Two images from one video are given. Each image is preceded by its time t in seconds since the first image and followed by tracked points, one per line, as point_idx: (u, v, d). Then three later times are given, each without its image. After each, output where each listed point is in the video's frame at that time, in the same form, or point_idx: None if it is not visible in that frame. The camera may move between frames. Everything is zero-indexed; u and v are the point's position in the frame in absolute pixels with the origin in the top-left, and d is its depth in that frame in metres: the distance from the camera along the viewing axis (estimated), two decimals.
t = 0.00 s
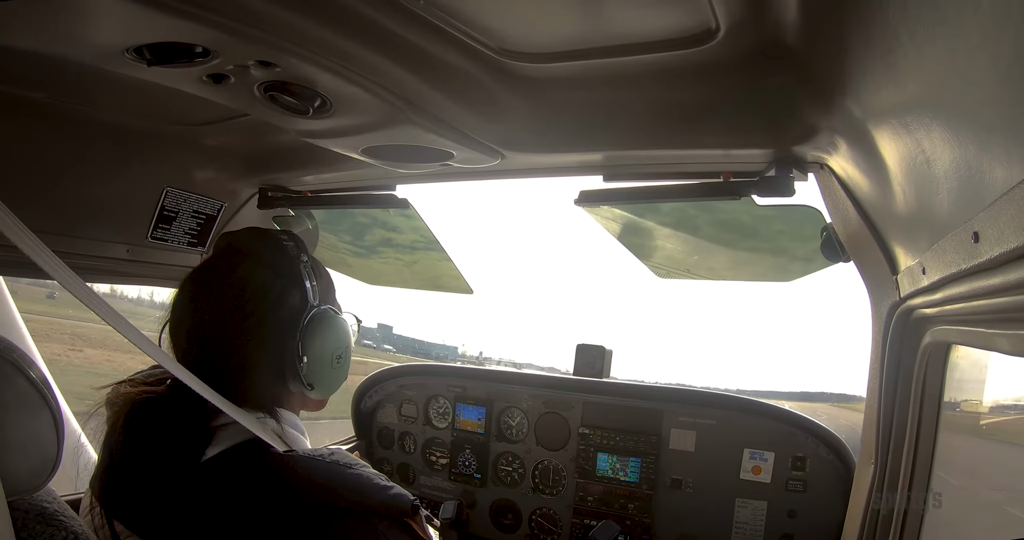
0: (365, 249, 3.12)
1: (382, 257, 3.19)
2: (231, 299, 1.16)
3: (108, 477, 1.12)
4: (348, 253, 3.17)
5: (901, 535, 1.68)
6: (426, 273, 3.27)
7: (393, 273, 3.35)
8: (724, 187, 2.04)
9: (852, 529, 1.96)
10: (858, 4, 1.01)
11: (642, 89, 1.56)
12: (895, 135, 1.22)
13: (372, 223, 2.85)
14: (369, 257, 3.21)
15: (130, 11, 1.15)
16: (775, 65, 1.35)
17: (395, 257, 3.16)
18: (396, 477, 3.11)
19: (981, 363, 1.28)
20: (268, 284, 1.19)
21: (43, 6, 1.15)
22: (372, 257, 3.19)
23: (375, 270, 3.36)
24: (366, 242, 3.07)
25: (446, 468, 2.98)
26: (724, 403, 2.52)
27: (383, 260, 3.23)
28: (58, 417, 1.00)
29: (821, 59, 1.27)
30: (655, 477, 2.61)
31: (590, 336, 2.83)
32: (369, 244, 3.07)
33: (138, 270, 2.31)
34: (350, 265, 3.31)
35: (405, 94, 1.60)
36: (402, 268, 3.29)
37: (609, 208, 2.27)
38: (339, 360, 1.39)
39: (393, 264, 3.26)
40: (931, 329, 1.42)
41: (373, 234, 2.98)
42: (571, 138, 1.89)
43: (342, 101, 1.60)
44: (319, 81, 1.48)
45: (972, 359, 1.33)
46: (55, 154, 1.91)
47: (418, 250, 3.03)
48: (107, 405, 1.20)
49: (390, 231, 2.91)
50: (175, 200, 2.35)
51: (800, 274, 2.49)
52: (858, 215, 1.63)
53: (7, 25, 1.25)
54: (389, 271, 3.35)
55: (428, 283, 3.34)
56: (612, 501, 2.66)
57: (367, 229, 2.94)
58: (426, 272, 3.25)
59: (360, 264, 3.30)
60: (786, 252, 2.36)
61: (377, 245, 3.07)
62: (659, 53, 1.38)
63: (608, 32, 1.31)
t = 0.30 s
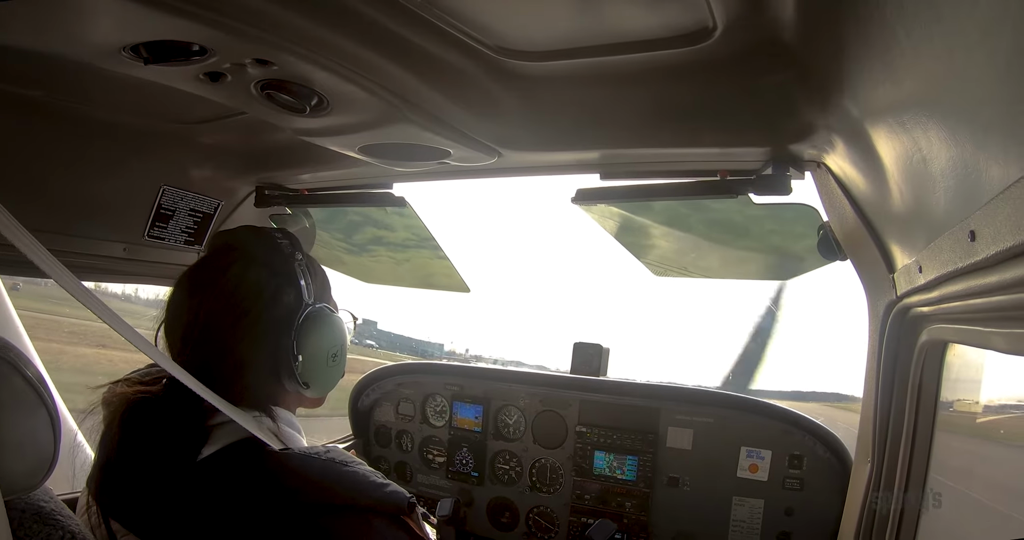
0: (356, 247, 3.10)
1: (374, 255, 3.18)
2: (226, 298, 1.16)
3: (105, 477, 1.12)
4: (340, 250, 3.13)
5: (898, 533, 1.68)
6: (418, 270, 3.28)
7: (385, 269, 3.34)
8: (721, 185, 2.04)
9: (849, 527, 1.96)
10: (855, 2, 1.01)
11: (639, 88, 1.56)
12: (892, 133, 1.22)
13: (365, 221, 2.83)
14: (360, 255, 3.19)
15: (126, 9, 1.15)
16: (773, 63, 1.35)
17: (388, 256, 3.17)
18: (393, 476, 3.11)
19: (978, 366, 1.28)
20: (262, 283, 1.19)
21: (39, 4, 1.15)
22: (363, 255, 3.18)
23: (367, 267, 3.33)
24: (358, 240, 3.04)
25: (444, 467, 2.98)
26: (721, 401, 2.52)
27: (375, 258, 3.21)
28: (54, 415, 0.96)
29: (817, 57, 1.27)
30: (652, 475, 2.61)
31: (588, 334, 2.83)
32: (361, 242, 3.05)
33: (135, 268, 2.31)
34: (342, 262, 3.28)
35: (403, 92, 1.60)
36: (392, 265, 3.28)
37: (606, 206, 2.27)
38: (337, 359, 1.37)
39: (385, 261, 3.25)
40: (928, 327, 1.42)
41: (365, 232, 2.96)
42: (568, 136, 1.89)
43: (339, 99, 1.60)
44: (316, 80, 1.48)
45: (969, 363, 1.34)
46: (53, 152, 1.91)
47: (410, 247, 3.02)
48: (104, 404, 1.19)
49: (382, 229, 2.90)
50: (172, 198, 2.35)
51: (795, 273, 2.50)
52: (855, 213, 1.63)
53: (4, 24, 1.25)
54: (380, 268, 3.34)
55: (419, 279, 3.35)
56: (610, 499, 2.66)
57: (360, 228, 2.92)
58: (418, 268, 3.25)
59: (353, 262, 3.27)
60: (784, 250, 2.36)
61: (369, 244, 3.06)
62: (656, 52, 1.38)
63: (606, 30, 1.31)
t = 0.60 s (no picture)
0: (349, 245, 3.08)
1: (367, 254, 3.17)
2: (220, 298, 1.16)
3: (99, 476, 1.12)
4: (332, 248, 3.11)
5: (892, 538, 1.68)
6: (409, 269, 3.28)
7: (379, 268, 3.32)
8: (718, 187, 2.04)
9: (844, 530, 1.96)
10: (853, 5, 1.01)
11: (637, 89, 1.56)
12: (888, 137, 1.22)
13: (359, 219, 2.82)
14: (353, 253, 3.17)
15: (124, 7, 1.14)
16: (770, 66, 1.35)
17: (381, 254, 3.16)
18: (388, 477, 3.11)
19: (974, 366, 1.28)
20: (256, 283, 1.19)
21: (37, 2, 1.15)
22: (356, 254, 3.16)
23: (360, 265, 3.30)
24: (351, 238, 3.03)
25: (439, 468, 2.98)
26: (716, 403, 2.52)
27: (368, 256, 3.20)
28: (49, 414, 0.91)
29: (815, 61, 1.27)
30: (647, 478, 2.61)
31: (584, 336, 2.83)
32: (355, 240, 3.04)
33: (131, 267, 2.31)
34: (335, 261, 3.27)
35: (401, 93, 1.60)
36: (385, 264, 3.27)
37: (602, 208, 2.26)
38: (331, 359, 1.38)
39: (378, 259, 3.22)
40: (924, 331, 1.42)
41: (358, 230, 2.95)
42: (565, 137, 1.89)
43: (337, 99, 1.60)
44: (314, 79, 1.48)
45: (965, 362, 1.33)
46: (50, 150, 1.91)
47: (404, 245, 3.02)
48: (98, 403, 1.19)
49: (375, 226, 2.89)
50: (169, 197, 2.34)
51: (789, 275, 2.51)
52: (852, 216, 1.63)
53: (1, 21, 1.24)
54: (374, 268, 3.33)
55: (409, 278, 3.34)
56: (605, 501, 2.66)
57: (353, 226, 2.90)
58: (411, 267, 3.24)
59: (346, 260, 3.25)
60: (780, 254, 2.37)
61: (361, 242, 3.05)
62: (655, 54, 1.38)
63: (605, 32, 1.31)
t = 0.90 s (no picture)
0: (344, 243, 3.07)
1: (362, 252, 3.16)
2: (216, 296, 1.16)
3: (96, 475, 1.12)
4: (328, 245, 3.10)
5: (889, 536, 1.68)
6: (402, 267, 3.25)
7: (375, 266, 3.31)
8: (714, 185, 2.04)
9: (839, 528, 1.96)
10: (849, 4, 1.01)
11: (634, 87, 1.56)
12: (885, 135, 1.22)
13: (355, 217, 2.81)
14: (349, 251, 3.16)
15: (121, 4, 1.14)
16: (767, 64, 1.36)
17: (376, 251, 3.13)
18: (385, 474, 3.11)
19: (970, 363, 1.28)
20: (252, 281, 1.19)
21: None
22: (351, 252, 3.15)
23: (356, 263, 3.29)
24: (346, 236, 3.01)
25: (436, 465, 2.99)
26: (713, 401, 2.53)
27: (364, 254, 3.19)
28: (45, 411, 0.90)
29: (811, 58, 1.27)
30: (644, 474, 2.62)
31: (581, 333, 2.83)
32: (351, 238, 3.03)
33: (127, 264, 2.30)
34: (332, 258, 3.26)
35: (398, 90, 1.60)
36: (382, 262, 3.24)
37: (599, 205, 2.26)
38: (326, 356, 1.39)
39: (374, 257, 3.21)
40: (921, 329, 1.43)
41: (353, 228, 2.93)
42: (561, 135, 1.89)
43: (334, 96, 1.60)
44: (311, 77, 1.48)
45: (962, 360, 1.34)
46: (47, 147, 1.90)
47: (398, 243, 3.00)
48: (95, 402, 1.19)
49: (370, 226, 2.88)
50: (166, 195, 2.34)
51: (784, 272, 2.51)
52: (849, 214, 1.63)
53: None
54: (367, 265, 3.31)
55: (402, 276, 3.33)
56: (602, 498, 2.67)
57: (348, 224, 2.89)
58: (406, 265, 3.23)
59: (342, 258, 3.24)
60: (777, 251, 2.37)
61: (356, 241, 3.05)
62: (651, 51, 1.38)
63: (603, 29, 1.31)
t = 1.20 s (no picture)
0: (342, 244, 3.07)
1: (360, 251, 3.15)
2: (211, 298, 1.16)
3: (93, 478, 1.12)
4: (325, 245, 3.10)
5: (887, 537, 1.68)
6: (401, 267, 3.25)
7: (374, 266, 3.31)
8: (712, 185, 2.04)
9: (838, 529, 1.96)
10: (847, 4, 1.01)
11: (631, 88, 1.56)
12: (884, 136, 1.22)
13: (353, 217, 2.80)
14: (347, 251, 3.15)
15: (118, 5, 1.14)
16: (764, 64, 1.36)
17: (374, 251, 3.13)
18: (383, 475, 3.11)
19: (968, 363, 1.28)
20: (247, 283, 1.19)
21: None
22: (349, 251, 3.14)
23: (354, 263, 3.29)
24: (344, 236, 3.01)
25: (434, 466, 2.98)
26: (711, 401, 2.52)
27: (361, 253, 3.18)
28: (43, 414, 0.90)
29: (809, 58, 1.27)
30: (643, 475, 2.61)
31: (579, 334, 2.82)
32: (350, 238, 3.03)
33: (125, 265, 2.30)
34: (331, 258, 3.26)
35: (396, 91, 1.60)
36: (380, 261, 3.24)
37: (597, 205, 2.26)
38: (322, 358, 1.39)
39: (372, 257, 3.21)
40: (919, 329, 1.43)
41: (350, 228, 2.92)
42: (559, 136, 1.89)
43: (332, 97, 1.60)
44: (309, 78, 1.48)
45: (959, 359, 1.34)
46: (45, 148, 1.90)
47: (396, 243, 3.01)
48: (92, 405, 1.19)
49: (368, 226, 2.88)
50: (164, 196, 2.34)
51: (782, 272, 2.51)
52: (847, 214, 1.63)
53: None
54: (367, 265, 3.31)
55: (402, 277, 3.33)
56: (600, 499, 2.67)
57: (345, 223, 2.89)
58: (405, 266, 3.23)
59: (340, 258, 3.24)
60: (775, 251, 2.37)
61: (354, 241, 3.04)
62: (649, 52, 1.38)
63: (601, 30, 1.31)
